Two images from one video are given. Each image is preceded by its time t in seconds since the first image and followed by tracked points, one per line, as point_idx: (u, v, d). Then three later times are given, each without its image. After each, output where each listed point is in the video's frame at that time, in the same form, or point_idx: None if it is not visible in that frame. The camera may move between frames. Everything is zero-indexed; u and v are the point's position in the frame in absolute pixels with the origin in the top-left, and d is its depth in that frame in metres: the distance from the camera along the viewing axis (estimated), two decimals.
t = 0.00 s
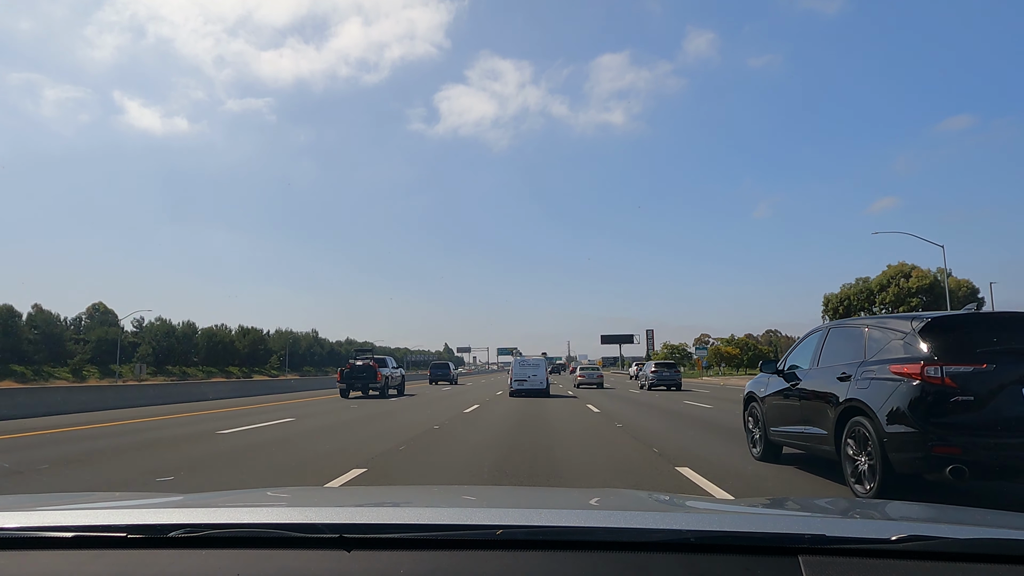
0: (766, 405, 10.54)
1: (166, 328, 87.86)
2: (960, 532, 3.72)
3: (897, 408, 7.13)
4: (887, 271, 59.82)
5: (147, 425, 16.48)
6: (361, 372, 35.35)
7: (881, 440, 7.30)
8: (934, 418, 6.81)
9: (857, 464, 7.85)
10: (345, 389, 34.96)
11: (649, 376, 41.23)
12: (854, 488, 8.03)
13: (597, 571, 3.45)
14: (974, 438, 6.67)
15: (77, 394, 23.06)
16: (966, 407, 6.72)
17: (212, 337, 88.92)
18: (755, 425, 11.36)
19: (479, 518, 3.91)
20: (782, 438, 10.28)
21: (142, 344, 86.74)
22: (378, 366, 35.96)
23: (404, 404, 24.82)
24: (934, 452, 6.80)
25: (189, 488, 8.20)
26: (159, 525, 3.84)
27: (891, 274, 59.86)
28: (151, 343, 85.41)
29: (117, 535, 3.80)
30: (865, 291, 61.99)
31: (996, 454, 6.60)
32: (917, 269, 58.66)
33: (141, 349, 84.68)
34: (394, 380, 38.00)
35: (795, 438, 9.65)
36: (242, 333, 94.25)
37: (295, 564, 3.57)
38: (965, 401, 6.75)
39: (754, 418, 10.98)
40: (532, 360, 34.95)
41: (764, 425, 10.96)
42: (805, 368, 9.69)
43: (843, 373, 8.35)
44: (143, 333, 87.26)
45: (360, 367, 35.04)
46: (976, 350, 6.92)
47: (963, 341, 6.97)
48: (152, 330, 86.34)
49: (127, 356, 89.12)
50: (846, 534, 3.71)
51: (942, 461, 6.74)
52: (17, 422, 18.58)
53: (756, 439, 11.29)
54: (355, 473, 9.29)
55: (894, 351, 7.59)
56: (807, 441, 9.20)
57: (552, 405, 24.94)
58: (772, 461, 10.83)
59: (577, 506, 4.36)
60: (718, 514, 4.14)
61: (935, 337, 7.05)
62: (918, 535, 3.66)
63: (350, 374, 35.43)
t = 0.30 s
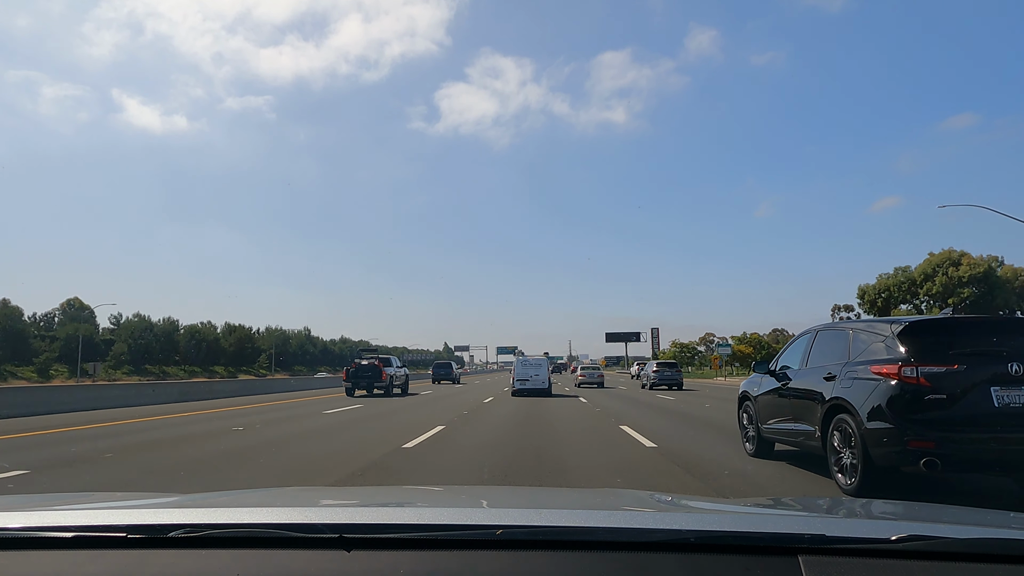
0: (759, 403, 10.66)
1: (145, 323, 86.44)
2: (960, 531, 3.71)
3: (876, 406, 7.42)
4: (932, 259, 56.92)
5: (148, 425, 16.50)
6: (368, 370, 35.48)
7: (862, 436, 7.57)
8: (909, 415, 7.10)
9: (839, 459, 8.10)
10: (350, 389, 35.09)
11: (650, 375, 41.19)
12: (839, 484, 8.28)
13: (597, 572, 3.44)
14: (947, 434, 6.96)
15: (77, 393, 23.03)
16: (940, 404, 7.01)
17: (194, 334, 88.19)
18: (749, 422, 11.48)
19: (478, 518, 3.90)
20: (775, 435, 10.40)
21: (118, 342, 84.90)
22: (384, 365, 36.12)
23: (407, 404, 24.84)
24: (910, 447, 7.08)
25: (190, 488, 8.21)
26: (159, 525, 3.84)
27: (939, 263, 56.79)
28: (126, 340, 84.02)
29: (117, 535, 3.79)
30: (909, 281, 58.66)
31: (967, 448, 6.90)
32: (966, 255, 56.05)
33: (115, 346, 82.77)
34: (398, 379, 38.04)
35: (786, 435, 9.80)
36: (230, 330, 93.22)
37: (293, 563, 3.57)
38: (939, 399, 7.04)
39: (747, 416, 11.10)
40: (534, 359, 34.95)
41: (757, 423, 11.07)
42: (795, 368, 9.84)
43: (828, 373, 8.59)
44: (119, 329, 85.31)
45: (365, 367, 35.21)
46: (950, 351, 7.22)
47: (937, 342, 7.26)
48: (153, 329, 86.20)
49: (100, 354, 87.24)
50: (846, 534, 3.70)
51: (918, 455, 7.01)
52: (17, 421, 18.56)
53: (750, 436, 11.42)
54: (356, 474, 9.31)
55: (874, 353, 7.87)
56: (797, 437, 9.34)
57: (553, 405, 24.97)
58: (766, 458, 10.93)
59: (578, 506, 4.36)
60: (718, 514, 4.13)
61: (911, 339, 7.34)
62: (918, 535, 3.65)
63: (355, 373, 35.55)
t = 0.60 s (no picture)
0: (751, 401, 10.82)
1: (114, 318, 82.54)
2: (961, 532, 3.71)
3: (859, 404, 7.69)
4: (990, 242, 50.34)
5: (148, 425, 16.54)
6: (373, 369, 35.62)
7: (846, 432, 7.83)
8: (888, 412, 7.39)
9: (827, 454, 8.37)
10: (355, 388, 35.20)
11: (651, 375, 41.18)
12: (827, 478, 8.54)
13: (598, 572, 3.44)
14: (924, 430, 7.23)
15: (78, 393, 23.04)
16: (917, 402, 7.29)
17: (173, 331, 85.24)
18: (743, 419, 11.63)
19: (478, 518, 3.92)
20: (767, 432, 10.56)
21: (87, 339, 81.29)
22: (388, 365, 36.22)
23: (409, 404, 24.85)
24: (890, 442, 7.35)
25: (189, 488, 8.22)
26: (159, 526, 3.85)
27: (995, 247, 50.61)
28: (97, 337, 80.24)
29: (115, 535, 3.80)
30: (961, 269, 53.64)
31: (943, 444, 7.16)
32: None
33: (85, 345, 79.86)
34: (402, 378, 38.04)
35: (777, 432, 10.01)
36: (213, 328, 92.54)
37: (292, 563, 3.58)
38: (915, 398, 7.33)
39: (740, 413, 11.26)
40: (536, 358, 34.95)
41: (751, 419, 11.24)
42: (785, 367, 10.01)
43: (815, 373, 8.85)
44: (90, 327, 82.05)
45: (371, 367, 35.31)
46: (926, 353, 7.53)
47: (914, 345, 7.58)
48: (153, 328, 86.06)
49: (65, 355, 84.26)
50: (847, 534, 3.71)
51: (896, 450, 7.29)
52: (17, 421, 18.56)
53: (744, 432, 11.58)
54: (357, 474, 9.33)
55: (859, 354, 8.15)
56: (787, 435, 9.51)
57: (554, 404, 25.03)
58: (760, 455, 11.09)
59: (579, 506, 4.37)
60: (717, 514, 4.14)
61: (889, 341, 7.66)
62: (919, 535, 3.66)
63: (360, 372, 35.67)
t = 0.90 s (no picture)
0: (745, 399, 11.11)
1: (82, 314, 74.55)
2: (960, 531, 3.72)
3: (844, 401, 8.05)
4: None
5: (149, 425, 16.51)
6: (378, 369, 35.70)
7: (831, 429, 8.19)
8: (869, 409, 7.72)
9: (813, 447, 8.77)
10: (359, 388, 35.22)
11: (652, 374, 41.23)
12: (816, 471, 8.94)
13: (599, 572, 3.44)
14: (903, 425, 7.56)
15: (78, 393, 23.00)
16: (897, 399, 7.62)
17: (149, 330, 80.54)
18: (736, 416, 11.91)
19: (478, 518, 3.92)
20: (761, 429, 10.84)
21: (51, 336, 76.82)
22: (392, 364, 36.28)
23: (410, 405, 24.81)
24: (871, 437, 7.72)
25: (190, 488, 8.22)
26: (160, 526, 3.86)
27: None
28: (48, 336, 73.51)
29: (116, 535, 3.81)
30: None
31: (921, 439, 7.46)
32: None
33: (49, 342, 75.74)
34: (406, 377, 38.03)
35: (769, 429, 10.33)
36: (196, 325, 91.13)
37: (295, 563, 3.58)
38: (895, 395, 7.67)
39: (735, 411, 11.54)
40: (537, 358, 34.96)
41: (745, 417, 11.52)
42: (777, 367, 10.31)
43: (804, 373, 9.18)
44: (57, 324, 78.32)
45: (375, 366, 35.36)
46: (904, 354, 7.90)
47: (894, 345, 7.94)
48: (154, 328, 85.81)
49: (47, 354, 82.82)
50: (846, 534, 3.71)
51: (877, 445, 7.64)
52: (17, 421, 18.50)
53: (737, 430, 11.87)
54: (359, 474, 9.33)
55: (845, 354, 8.49)
56: (779, 432, 9.81)
57: (555, 404, 25.09)
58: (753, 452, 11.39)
59: (580, 507, 4.37)
60: (716, 514, 4.15)
61: (871, 341, 8.01)
62: (917, 535, 3.66)
63: (363, 372, 35.70)
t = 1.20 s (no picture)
0: (736, 397, 11.43)
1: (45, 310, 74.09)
2: (960, 532, 3.72)
3: (827, 398, 8.50)
4: None
5: (148, 425, 16.51)
6: (380, 369, 35.81)
7: (814, 425, 8.65)
8: (850, 406, 8.20)
9: (797, 441, 9.25)
10: (361, 387, 35.28)
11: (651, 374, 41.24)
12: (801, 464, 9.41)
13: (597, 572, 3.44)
14: (880, 422, 8.06)
15: (76, 393, 22.99)
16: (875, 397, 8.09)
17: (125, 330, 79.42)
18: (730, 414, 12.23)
19: (479, 518, 3.92)
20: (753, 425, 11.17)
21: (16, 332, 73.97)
22: (396, 364, 36.35)
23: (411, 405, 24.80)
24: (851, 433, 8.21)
25: (190, 488, 8.23)
26: (160, 526, 3.86)
27: None
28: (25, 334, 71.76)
29: (116, 535, 3.81)
30: None
31: (897, 435, 7.98)
32: None
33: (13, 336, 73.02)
34: (408, 377, 38.02)
35: (759, 426, 10.71)
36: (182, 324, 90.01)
37: (295, 563, 3.58)
38: (873, 393, 8.15)
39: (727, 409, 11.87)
40: (538, 358, 34.98)
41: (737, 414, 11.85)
42: (767, 367, 10.67)
43: (791, 373, 9.59)
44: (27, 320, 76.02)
45: (378, 367, 35.40)
46: (882, 355, 8.39)
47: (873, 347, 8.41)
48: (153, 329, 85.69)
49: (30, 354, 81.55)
50: (846, 534, 3.71)
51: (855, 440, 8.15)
52: (14, 421, 18.48)
53: (730, 426, 12.20)
54: (359, 474, 9.34)
55: (829, 355, 8.92)
56: (771, 428, 10.16)
57: (556, 404, 25.15)
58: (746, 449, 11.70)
59: (581, 507, 4.37)
60: (717, 514, 4.15)
61: (852, 343, 8.47)
62: (917, 535, 3.66)
63: (366, 372, 35.76)
